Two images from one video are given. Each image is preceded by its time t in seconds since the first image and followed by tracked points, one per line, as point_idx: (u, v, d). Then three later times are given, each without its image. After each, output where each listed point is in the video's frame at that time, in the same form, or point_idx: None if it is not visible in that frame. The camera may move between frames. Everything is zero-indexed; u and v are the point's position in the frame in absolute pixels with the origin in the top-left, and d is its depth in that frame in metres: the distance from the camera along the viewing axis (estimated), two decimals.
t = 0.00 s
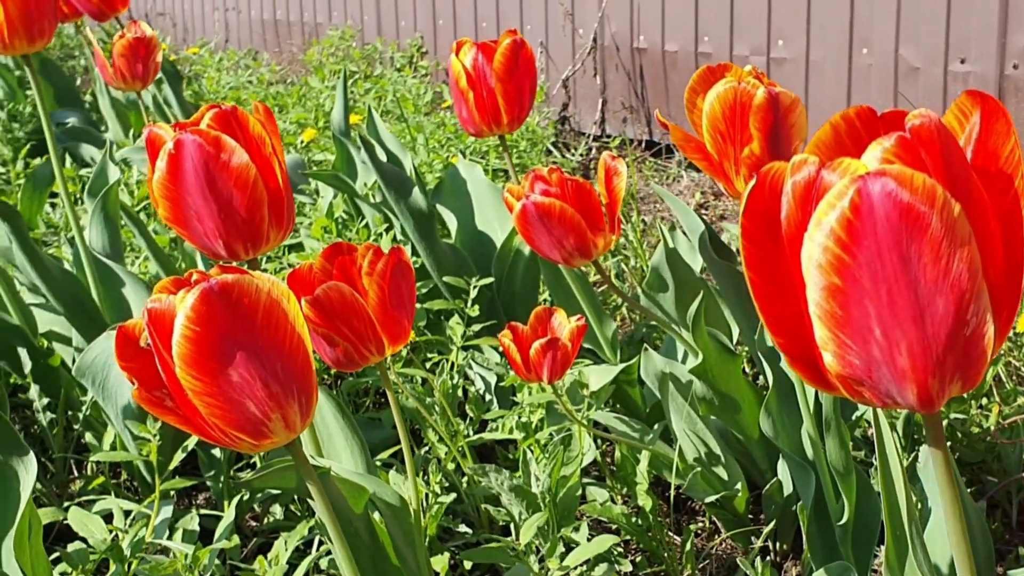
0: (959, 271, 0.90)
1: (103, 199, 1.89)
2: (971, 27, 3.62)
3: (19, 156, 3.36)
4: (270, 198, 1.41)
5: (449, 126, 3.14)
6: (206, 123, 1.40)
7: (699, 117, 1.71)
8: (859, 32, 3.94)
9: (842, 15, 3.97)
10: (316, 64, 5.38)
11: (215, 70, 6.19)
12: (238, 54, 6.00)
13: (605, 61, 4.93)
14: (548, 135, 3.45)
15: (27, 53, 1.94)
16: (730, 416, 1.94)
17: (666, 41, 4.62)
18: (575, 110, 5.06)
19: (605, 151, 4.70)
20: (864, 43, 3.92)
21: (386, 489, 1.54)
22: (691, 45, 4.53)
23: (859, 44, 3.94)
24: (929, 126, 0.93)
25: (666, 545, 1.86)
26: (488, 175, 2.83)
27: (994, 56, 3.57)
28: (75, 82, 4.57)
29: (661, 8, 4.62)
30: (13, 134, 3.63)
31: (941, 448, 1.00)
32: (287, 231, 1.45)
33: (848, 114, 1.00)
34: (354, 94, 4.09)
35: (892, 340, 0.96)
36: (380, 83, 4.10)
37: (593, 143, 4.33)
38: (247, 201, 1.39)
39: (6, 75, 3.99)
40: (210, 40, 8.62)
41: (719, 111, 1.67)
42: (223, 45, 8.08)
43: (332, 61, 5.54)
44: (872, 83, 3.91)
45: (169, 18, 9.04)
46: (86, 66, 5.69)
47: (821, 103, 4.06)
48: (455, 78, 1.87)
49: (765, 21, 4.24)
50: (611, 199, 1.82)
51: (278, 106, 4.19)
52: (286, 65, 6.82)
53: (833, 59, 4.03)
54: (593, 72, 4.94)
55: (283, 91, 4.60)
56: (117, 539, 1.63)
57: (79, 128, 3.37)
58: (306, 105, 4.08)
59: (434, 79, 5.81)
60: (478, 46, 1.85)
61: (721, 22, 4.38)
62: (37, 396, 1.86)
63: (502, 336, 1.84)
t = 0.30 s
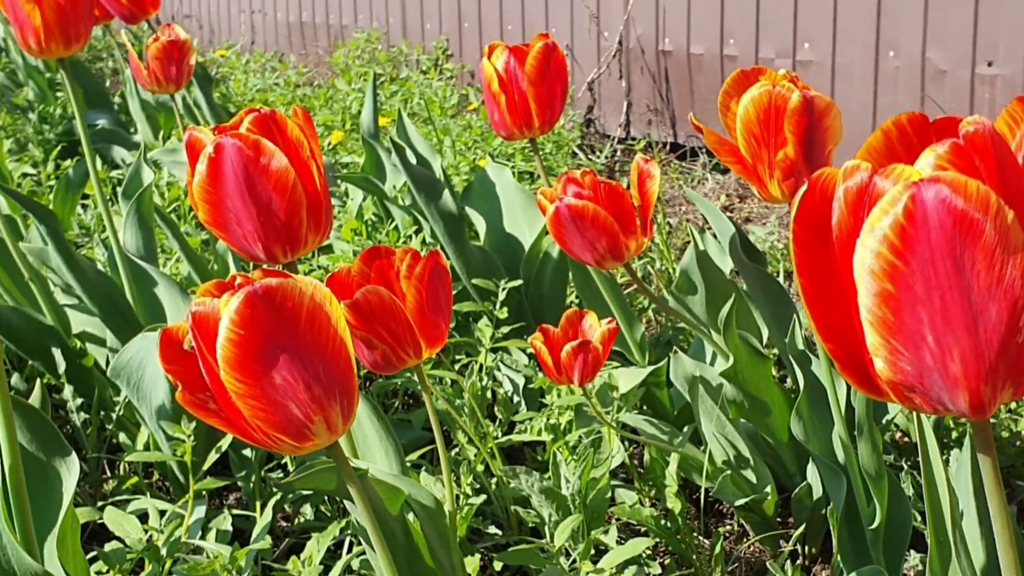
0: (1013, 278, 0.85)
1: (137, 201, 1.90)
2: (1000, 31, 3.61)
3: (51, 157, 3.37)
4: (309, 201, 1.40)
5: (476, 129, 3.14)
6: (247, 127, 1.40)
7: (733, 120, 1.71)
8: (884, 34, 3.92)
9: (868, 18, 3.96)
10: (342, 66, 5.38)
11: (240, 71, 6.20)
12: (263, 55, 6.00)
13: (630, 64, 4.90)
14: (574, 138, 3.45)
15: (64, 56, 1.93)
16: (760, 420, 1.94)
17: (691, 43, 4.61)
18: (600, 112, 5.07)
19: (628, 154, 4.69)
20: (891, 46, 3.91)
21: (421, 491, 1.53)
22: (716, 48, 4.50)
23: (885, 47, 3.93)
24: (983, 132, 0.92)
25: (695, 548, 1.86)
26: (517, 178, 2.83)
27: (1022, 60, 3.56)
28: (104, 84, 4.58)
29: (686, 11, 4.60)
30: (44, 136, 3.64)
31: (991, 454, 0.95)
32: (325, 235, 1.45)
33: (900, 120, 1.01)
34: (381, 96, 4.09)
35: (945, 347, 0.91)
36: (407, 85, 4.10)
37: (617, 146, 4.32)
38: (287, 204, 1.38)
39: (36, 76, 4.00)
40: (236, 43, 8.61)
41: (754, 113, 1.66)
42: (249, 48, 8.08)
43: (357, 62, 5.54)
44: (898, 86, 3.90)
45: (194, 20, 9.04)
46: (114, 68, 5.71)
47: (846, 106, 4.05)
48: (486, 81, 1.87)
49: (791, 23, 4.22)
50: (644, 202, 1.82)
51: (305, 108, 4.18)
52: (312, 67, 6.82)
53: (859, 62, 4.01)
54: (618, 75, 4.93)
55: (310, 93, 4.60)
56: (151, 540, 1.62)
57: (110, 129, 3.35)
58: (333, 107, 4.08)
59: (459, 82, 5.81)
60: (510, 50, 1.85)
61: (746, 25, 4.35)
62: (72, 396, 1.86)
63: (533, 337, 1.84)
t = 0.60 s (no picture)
0: None
1: (175, 208, 1.93)
2: None
3: (89, 163, 3.41)
4: (348, 208, 1.42)
5: (507, 133, 3.15)
6: (286, 136, 1.42)
7: (767, 125, 1.71)
8: (916, 37, 3.89)
9: (899, 20, 3.93)
10: (374, 71, 5.41)
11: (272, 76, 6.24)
12: (296, 59, 6.04)
13: (661, 68, 4.90)
14: (606, 142, 3.46)
15: (105, 63, 1.95)
16: (794, 424, 1.94)
17: (722, 47, 4.60)
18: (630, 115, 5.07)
19: (659, 158, 4.69)
20: (923, 49, 3.88)
21: (458, 495, 1.55)
22: (747, 51, 4.49)
23: (917, 49, 3.90)
24: None
25: (728, 551, 1.85)
26: (548, 182, 2.85)
27: None
28: (140, 90, 4.62)
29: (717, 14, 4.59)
30: (81, 141, 3.68)
31: None
32: (365, 241, 1.46)
33: (941, 130, 1.01)
34: (413, 101, 4.11)
35: (987, 356, 0.89)
36: (438, 90, 4.11)
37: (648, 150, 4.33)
38: (327, 212, 1.40)
39: (74, 83, 4.05)
40: (269, 48, 8.64)
41: (787, 119, 1.67)
42: (281, 53, 8.11)
43: (389, 67, 5.56)
44: (930, 89, 3.87)
45: (227, 24, 9.06)
46: (150, 73, 5.76)
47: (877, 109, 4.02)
48: (520, 88, 1.89)
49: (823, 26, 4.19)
50: (676, 207, 1.83)
51: (337, 113, 4.19)
52: (345, 72, 6.84)
53: (890, 64, 3.98)
54: (649, 79, 4.92)
55: (343, 98, 4.62)
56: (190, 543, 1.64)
57: (147, 135, 3.39)
58: (366, 112, 4.11)
59: (490, 86, 5.82)
60: (544, 57, 1.87)
61: (778, 28, 4.34)
62: (112, 400, 1.89)
63: (567, 342, 1.85)
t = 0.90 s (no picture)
0: None
1: (214, 213, 1.95)
2: None
3: (125, 168, 3.45)
4: (389, 215, 1.44)
5: (538, 138, 3.17)
6: (328, 142, 1.43)
7: (801, 129, 1.71)
8: (946, 39, 3.86)
9: (930, 22, 3.90)
10: (405, 77, 5.43)
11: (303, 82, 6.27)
12: (326, 65, 6.08)
13: (690, 72, 4.90)
14: (636, 146, 3.46)
15: (143, 71, 1.97)
16: (827, 428, 1.94)
17: (751, 50, 4.59)
18: (659, 120, 5.08)
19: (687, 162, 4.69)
20: (953, 51, 3.85)
21: (495, 498, 1.56)
22: (776, 55, 4.48)
23: (947, 51, 3.87)
24: None
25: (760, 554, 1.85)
26: (579, 186, 2.86)
27: None
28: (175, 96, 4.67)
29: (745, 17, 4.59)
30: (117, 148, 3.72)
31: None
32: (404, 246, 1.48)
33: (986, 135, 1.01)
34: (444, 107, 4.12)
35: None
36: (469, 95, 4.13)
37: (677, 154, 4.33)
38: (367, 218, 1.42)
39: (110, 90, 4.09)
40: (300, 54, 8.66)
41: (822, 122, 1.66)
42: (312, 59, 8.16)
43: (419, 72, 5.59)
44: (960, 91, 3.84)
45: (259, 31, 9.12)
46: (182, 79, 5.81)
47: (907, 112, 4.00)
48: (554, 93, 1.90)
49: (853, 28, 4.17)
50: (711, 211, 1.83)
51: (369, 118, 4.22)
52: (376, 78, 6.88)
53: (921, 67, 3.96)
54: (678, 83, 4.93)
55: (375, 104, 4.65)
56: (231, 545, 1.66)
57: (182, 141, 3.42)
58: (398, 118, 4.13)
59: (519, 92, 5.84)
60: (577, 61, 1.87)
61: (809, 31, 4.32)
62: (150, 403, 1.91)
63: (600, 346, 1.86)
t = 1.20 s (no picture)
0: None
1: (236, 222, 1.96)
2: None
3: (147, 176, 3.47)
4: (410, 223, 1.45)
5: (556, 144, 3.17)
6: (349, 152, 1.44)
7: (821, 136, 1.71)
8: (964, 43, 3.85)
9: (947, 26, 3.89)
10: (423, 84, 5.45)
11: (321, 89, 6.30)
12: (345, 71, 6.10)
13: (707, 76, 4.90)
14: (654, 152, 3.46)
15: (167, 80, 2.00)
16: (847, 433, 1.94)
17: (768, 55, 4.58)
18: (676, 124, 5.08)
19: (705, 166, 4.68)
20: (971, 55, 3.84)
21: (517, 505, 1.57)
22: (793, 59, 4.47)
23: (965, 56, 3.86)
24: None
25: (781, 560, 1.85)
26: (597, 192, 2.86)
27: None
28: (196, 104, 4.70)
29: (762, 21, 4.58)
30: (138, 156, 3.75)
31: None
32: (424, 255, 1.49)
33: (1012, 142, 1.01)
34: (462, 113, 4.14)
35: None
36: (487, 102, 4.14)
37: (694, 159, 4.33)
38: (389, 227, 1.43)
39: (131, 99, 4.12)
40: (317, 60, 8.68)
41: (842, 129, 1.66)
42: (331, 65, 8.18)
43: (437, 79, 5.61)
44: (978, 95, 3.83)
45: (278, 38, 9.15)
46: (202, 87, 5.84)
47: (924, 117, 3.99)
48: (573, 101, 1.90)
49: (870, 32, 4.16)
50: (730, 217, 1.83)
51: (388, 125, 4.23)
52: (394, 84, 6.90)
53: (939, 71, 3.95)
54: (695, 88, 4.93)
55: (393, 110, 4.66)
56: (254, 552, 1.65)
57: (203, 149, 3.44)
58: (416, 124, 4.14)
59: (537, 97, 5.85)
60: (596, 69, 1.88)
61: (825, 35, 4.32)
62: (174, 411, 1.93)
63: (620, 351, 1.86)
